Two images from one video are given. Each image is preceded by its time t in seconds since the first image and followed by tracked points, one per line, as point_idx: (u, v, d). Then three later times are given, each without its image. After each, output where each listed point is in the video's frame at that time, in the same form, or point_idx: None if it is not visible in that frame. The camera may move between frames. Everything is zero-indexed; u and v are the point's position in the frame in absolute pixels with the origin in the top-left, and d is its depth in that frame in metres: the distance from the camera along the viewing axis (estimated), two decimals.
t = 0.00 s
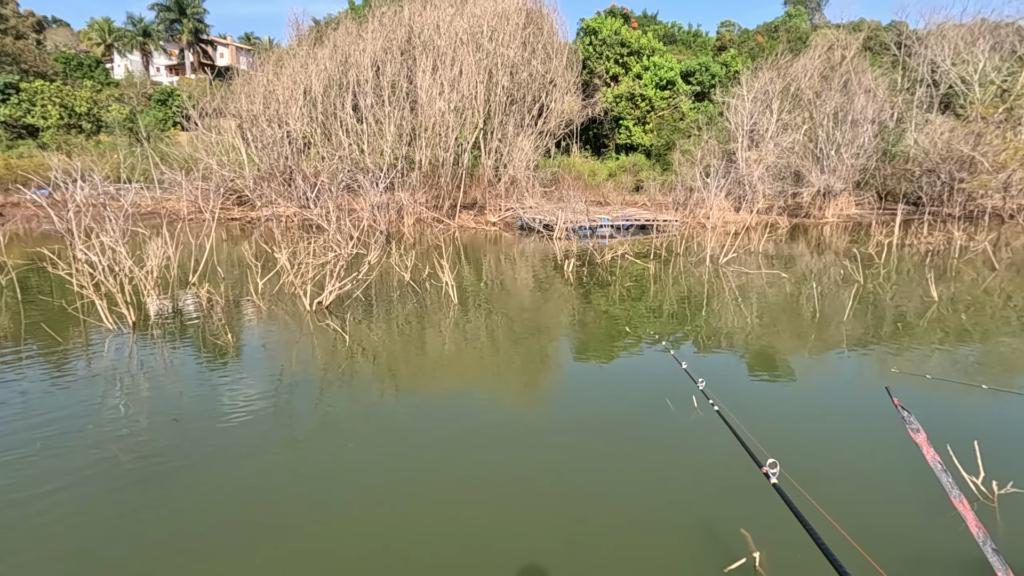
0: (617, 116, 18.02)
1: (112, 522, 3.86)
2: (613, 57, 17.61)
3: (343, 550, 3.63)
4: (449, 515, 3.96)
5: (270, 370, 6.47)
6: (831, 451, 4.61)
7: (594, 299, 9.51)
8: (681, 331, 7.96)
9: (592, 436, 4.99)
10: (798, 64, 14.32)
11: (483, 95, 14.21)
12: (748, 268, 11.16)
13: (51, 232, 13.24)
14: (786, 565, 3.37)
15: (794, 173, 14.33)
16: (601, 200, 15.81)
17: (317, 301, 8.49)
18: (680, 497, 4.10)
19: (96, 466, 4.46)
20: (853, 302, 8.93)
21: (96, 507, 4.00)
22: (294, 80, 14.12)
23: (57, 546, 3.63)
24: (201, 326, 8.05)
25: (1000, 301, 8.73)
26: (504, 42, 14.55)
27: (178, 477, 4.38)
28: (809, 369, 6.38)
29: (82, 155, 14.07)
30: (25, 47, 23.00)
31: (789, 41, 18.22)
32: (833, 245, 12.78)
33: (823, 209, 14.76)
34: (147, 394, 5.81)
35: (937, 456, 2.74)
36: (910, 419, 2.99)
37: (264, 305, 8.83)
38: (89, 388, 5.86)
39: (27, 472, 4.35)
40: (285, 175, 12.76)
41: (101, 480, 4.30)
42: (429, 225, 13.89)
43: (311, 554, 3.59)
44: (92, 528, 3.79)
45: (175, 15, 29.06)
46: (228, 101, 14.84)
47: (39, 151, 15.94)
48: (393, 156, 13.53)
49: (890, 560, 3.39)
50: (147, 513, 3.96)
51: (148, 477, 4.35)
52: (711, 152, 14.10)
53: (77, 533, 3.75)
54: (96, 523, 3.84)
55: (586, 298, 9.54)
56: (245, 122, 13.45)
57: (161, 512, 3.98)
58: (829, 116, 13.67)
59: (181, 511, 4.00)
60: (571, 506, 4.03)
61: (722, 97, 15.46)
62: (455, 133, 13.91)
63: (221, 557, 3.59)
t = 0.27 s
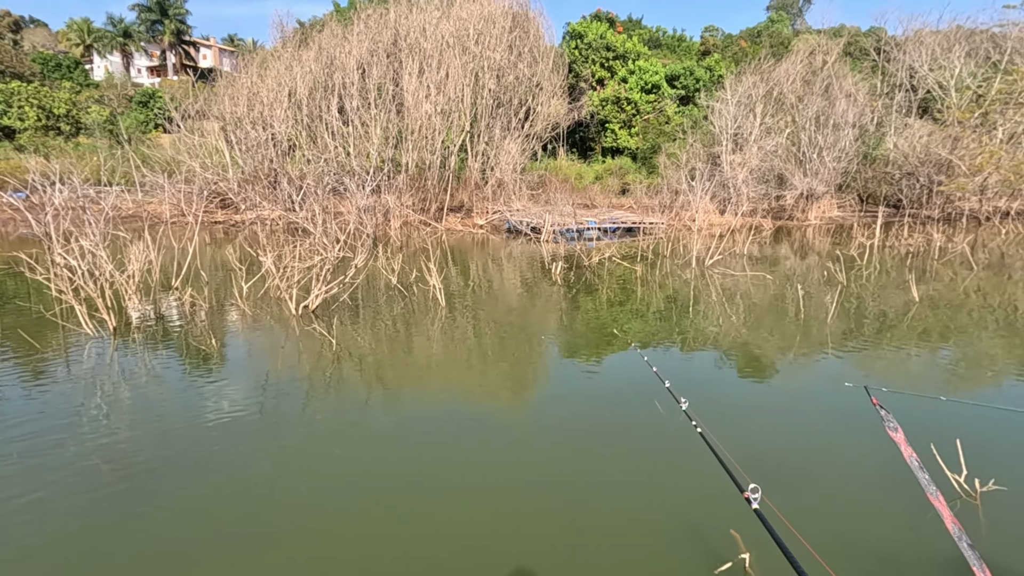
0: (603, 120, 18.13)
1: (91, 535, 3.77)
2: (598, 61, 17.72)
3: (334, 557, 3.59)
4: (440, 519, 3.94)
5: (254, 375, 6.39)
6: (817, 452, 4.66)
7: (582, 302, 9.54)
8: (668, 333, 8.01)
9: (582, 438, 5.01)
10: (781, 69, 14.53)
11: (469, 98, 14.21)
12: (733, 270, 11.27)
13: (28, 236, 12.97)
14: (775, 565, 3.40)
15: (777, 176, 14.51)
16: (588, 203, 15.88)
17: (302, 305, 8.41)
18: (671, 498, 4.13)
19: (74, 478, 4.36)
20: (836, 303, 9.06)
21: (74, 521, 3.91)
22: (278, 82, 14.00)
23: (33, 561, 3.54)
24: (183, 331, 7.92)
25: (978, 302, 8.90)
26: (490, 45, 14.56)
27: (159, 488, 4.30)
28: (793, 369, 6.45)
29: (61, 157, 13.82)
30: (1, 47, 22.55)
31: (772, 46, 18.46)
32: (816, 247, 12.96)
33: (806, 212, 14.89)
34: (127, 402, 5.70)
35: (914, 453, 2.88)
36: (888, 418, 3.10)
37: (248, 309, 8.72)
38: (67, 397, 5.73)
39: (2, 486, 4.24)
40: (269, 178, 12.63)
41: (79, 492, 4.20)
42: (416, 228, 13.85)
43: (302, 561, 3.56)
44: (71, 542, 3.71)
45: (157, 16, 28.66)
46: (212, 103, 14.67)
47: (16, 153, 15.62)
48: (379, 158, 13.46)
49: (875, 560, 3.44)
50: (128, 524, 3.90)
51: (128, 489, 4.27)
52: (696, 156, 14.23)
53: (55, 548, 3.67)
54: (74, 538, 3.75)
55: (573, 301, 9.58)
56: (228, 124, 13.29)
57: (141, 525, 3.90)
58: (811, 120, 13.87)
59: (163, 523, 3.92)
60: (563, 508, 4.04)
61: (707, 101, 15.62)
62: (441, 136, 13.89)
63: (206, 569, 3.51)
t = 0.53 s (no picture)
0: (590, 123, 18.21)
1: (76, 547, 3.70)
2: (585, 64, 17.80)
3: (325, 563, 3.56)
4: (432, 523, 3.92)
5: (241, 380, 6.32)
6: (807, 452, 4.70)
7: (570, 304, 9.57)
8: (656, 334, 8.05)
9: (574, 440, 5.01)
10: (766, 73, 14.70)
11: (457, 101, 14.20)
12: (720, 272, 11.36)
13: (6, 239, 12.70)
14: (767, 566, 3.43)
15: (763, 179, 14.67)
16: (576, 205, 15.93)
17: (290, 309, 8.33)
18: (663, 499, 4.15)
19: (56, 488, 4.27)
20: (820, 304, 9.18)
21: (56, 533, 3.83)
22: (264, 84, 13.89)
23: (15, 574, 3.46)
24: (168, 336, 7.81)
25: (959, 302, 9.07)
26: (478, 48, 14.58)
27: (144, 497, 4.23)
28: (779, 370, 6.52)
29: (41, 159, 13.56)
30: None
31: (756, 50, 18.69)
32: (801, 249, 13.12)
33: (791, 215, 15.08)
34: (109, 408, 5.60)
35: (896, 451, 2.82)
36: (871, 417, 3.08)
37: (233, 313, 8.62)
38: (48, 404, 5.62)
39: None
40: (255, 181, 12.51)
41: (62, 503, 4.12)
42: (404, 230, 13.79)
43: (293, 568, 3.52)
44: (55, 554, 3.64)
45: (140, 16, 28.30)
46: (196, 104, 14.50)
47: None
48: (367, 161, 13.39)
49: (865, 559, 3.48)
50: (114, 535, 3.83)
51: (112, 498, 4.19)
52: (683, 159, 14.34)
53: (37, 561, 3.59)
54: (58, 549, 3.68)
55: (561, 303, 9.60)
56: (213, 126, 13.15)
57: (126, 535, 3.83)
58: (795, 124, 14.04)
59: (149, 534, 3.86)
60: (555, 511, 4.04)
61: (693, 105, 15.76)
62: (429, 139, 13.86)
63: None
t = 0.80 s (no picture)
0: (579, 125, 18.27)
1: (61, 559, 3.64)
2: (574, 67, 17.86)
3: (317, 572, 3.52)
4: (424, 528, 3.91)
5: (227, 385, 6.23)
6: (798, 453, 4.74)
7: (560, 306, 9.58)
8: (646, 336, 8.09)
9: (566, 443, 5.02)
10: (752, 77, 14.85)
11: (446, 103, 14.19)
12: (709, 273, 11.45)
13: None
14: (761, 567, 3.45)
15: (750, 181, 14.80)
16: (566, 207, 15.98)
17: (278, 313, 8.25)
18: (654, 501, 4.16)
19: (37, 500, 4.19)
20: (808, 305, 9.28)
21: (38, 547, 3.75)
22: (251, 86, 13.79)
23: None
24: (153, 340, 7.70)
25: (943, 303, 9.21)
26: (467, 50, 14.58)
27: (128, 508, 4.15)
28: (767, 370, 6.58)
29: (22, 161, 13.35)
30: None
31: (743, 54, 18.87)
32: (788, 251, 13.26)
33: (778, 217, 15.25)
34: (93, 414, 5.51)
35: (882, 450, 2.88)
36: (857, 415, 3.14)
37: (220, 317, 8.52)
38: (28, 411, 5.51)
39: None
40: (242, 183, 12.39)
41: (44, 514, 4.05)
42: (393, 233, 13.74)
43: None
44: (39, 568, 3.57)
45: (124, 16, 27.96)
46: (182, 105, 14.35)
47: None
48: (356, 163, 13.33)
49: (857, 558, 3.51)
50: (100, 547, 3.76)
51: (96, 510, 4.11)
52: (671, 161, 14.44)
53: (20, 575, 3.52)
54: (39, 563, 3.61)
55: (551, 305, 9.61)
56: (199, 128, 13.01)
57: (111, 548, 3.76)
58: (782, 127, 14.19)
59: (134, 545, 3.79)
60: (547, 514, 4.04)
61: (681, 107, 15.87)
62: (418, 141, 13.83)
63: None
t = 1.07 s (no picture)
0: (570, 127, 18.31)
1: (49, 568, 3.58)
2: (565, 69, 17.90)
3: None
4: (420, 533, 3.89)
5: (216, 389, 6.16)
6: (790, 453, 4.76)
7: (551, 307, 9.59)
8: (638, 337, 8.11)
9: (559, 444, 5.01)
10: (741, 79, 14.96)
11: (437, 104, 14.15)
12: (700, 274, 11.51)
13: None
14: (756, 567, 3.47)
15: (739, 183, 14.91)
16: (557, 209, 16.00)
17: (268, 315, 8.18)
18: (648, 502, 4.17)
19: (20, 509, 4.11)
20: (797, 306, 9.35)
21: (22, 557, 3.68)
22: (240, 86, 13.68)
23: None
24: (141, 343, 7.61)
25: (930, 303, 9.33)
26: (458, 51, 14.56)
27: (115, 516, 4.09)
28: (758, 370, 6.62)
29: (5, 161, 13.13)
30: None
31: (732, 56, 19.02)
32: (777, 252, 13.36)
33: (767, 218, 15.37)
34: (78, 420, 5.42)
35: (869, 448, 2.91)
36: (845, 415, 3.18)
37: (209, 319, 8.43)
38: (12, 417, 5.42)
39: None
40: (231, 184, 12.28)
41: (30, 522, 3.98)
42: (383, 234, 13.67)
43: None
44: None
45: (110, 16, 27.64)
46: (169, 106, 14.19)
47: None
48: (346, 164, 13.25)
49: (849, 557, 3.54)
50: (88, 556, 3.71)
51: (81, 517, 4.04)
52: (661, 163, 14.51)
53: None
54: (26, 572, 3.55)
55: (542, 306, 9.62)
56: (187, 128, 12.87)
57: (98, 557, 3.70)
58: (770, 129, 14.31)
59: (121, 554, 3.73)
60: (541, 517, 4.04)
61: (671, 109, 15.95)
62: (409, 142, 13.79)
63: None
